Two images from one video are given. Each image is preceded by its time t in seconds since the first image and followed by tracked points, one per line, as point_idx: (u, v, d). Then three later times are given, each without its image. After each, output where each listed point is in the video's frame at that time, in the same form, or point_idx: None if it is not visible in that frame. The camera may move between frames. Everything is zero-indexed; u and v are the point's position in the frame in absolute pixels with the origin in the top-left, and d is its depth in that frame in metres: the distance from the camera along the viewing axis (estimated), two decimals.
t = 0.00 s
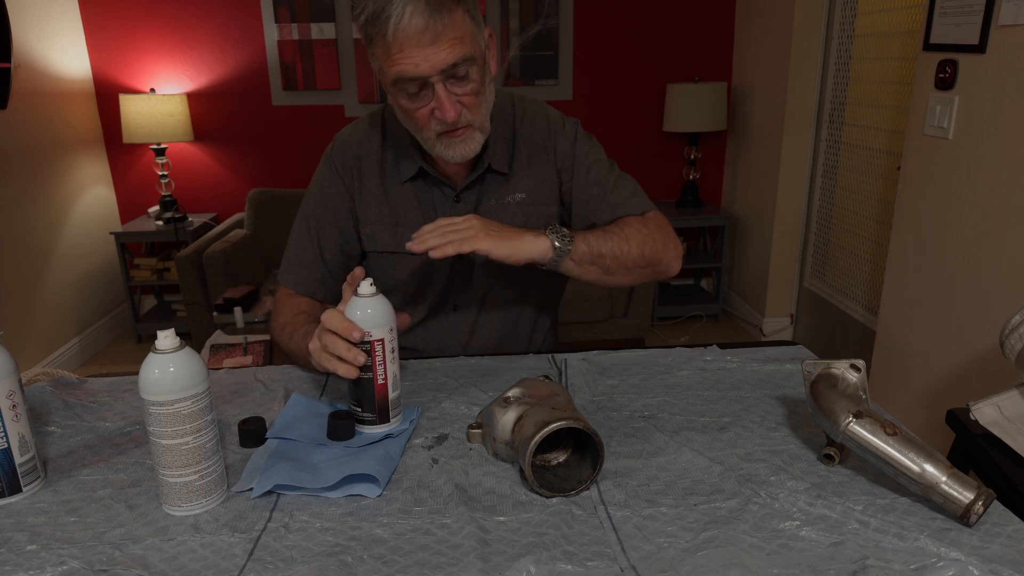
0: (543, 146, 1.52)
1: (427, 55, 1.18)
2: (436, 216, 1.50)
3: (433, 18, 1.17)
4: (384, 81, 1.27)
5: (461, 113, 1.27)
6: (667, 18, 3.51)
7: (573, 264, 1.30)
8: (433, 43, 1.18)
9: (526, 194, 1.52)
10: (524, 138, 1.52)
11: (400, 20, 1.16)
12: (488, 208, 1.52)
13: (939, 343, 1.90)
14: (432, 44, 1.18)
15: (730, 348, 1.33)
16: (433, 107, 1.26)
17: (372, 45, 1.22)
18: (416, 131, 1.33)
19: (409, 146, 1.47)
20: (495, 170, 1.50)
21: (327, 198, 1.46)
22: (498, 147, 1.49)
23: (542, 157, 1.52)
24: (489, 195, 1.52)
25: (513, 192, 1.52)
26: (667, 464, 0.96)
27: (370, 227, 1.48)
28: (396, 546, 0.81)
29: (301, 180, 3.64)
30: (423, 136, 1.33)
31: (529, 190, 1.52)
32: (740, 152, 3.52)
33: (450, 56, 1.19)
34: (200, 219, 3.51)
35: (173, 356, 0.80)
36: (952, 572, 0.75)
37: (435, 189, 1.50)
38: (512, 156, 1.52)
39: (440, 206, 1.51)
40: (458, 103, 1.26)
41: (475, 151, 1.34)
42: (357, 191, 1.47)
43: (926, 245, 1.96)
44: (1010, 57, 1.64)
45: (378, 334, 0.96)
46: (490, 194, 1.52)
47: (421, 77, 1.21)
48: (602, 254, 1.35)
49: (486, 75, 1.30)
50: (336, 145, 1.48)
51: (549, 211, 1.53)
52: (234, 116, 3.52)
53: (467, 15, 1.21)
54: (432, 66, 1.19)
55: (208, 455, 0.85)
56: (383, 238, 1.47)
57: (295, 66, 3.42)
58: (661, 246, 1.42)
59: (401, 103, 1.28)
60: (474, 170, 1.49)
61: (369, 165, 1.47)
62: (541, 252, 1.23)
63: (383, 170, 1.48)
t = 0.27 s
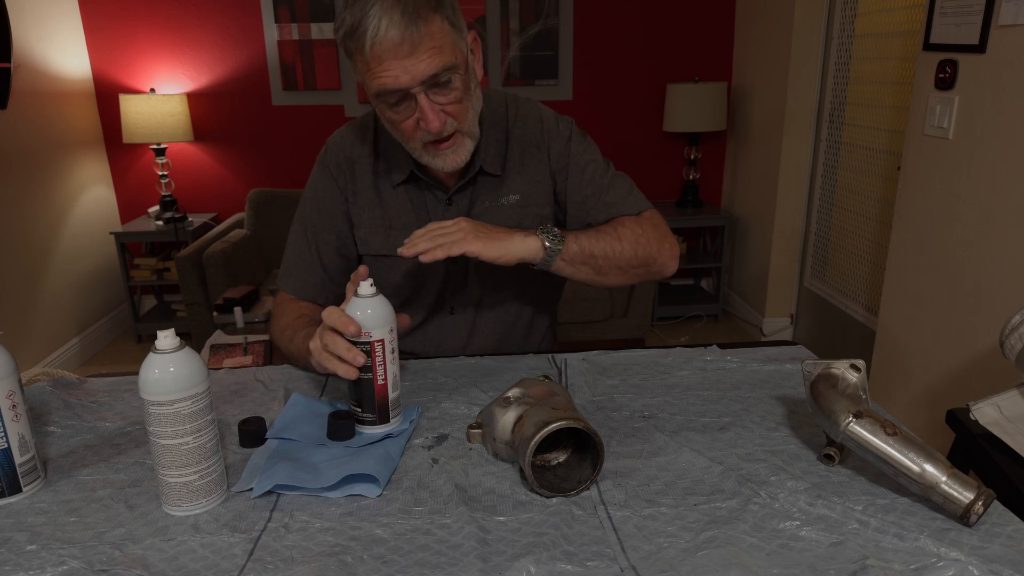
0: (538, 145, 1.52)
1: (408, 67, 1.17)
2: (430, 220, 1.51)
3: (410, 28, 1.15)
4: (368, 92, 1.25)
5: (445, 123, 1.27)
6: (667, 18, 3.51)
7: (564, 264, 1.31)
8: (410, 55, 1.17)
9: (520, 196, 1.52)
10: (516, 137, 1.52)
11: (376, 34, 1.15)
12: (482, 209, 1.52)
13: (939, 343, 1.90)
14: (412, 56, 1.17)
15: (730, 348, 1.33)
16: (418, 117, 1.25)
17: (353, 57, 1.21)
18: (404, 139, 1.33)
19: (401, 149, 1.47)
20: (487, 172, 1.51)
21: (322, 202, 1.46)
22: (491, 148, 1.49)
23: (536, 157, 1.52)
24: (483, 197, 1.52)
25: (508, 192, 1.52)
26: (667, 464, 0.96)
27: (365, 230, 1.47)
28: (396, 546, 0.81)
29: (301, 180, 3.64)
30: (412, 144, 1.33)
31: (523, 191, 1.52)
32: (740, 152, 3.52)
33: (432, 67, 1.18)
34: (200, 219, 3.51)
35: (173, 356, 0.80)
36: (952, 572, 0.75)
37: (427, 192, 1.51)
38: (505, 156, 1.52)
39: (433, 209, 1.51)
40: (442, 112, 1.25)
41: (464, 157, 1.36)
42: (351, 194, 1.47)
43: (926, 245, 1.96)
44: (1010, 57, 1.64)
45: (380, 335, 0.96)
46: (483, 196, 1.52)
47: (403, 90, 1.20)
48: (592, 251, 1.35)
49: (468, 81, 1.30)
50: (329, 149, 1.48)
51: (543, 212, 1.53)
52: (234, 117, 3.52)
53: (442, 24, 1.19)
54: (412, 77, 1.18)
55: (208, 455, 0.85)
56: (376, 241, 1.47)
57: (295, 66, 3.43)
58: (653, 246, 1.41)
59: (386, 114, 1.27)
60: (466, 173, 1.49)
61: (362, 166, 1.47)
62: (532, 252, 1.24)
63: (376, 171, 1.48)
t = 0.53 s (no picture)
0: (535, 144, 1.51)
1: (401, 68, 1.17)
2: (425, 221, 1.51)
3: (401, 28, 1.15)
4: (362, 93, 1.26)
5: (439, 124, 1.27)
6: (667, 18, 3.51)
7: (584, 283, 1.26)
8: (403, 55, 1.17)
9: (516, 196, 1.52)
10: (512, 135, 1.52)
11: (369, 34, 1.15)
12: (478, 208, 1.52)
13: (940, 343, 1.90)
14: (405, 56, 1.17)
15: (730, 348, 1.33)
16: (411, 118, 1.25)
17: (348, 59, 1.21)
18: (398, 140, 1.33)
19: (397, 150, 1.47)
20: (483, 173, 1.51)
21: (321, 202, 1.46)
22: (487, 149, 1.49)
23: (531, 156, 1.51)
24: (479, 198, 1.52)
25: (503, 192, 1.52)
26: (667, 464, 0.96)
27: (361, 231, 1.48)
28: (396, 546, 0.81)
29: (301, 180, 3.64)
30: (405, 145, 1.33)
31: (518, 191, 1.52)
32: (740, 152, 3.52)
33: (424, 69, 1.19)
34: (200, 219, 3.51)
35: (173, 356, 0.80)
36: (952, 572, 0.75)
37: (423, 193, 1.51)
38: (501, 156, 1.52)
39: (429, 210, 1.51)
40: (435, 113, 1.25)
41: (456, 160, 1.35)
42: (349, 193, 1.47)
43: (926, 245, 1.96)
44: (1010, 57, 1.64)
45: (380, 336, 0.96)
46: (478, 197, 1.52)
47: (395, 90, 1.20)
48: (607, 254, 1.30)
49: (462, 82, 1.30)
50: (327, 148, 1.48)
51: (539, 212, 1.53)
52: (234, 117, 3.52)
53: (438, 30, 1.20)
54: (405, 78, 1.18)
55: (208, 455, 0.85)
56: (372, 242, 1.48)
57: (295, 66, 3.42)
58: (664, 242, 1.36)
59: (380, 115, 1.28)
60: (462, 173, 1.49)
61: (360, 167, 1.47)
62: (556, 284, 1.21)
63: (373, 171, 1.48)
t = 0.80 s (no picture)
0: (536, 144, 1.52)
1: (409, 56, 1.18)
2: (427, 217, 1.50)
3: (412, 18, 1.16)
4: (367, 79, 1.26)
5: (442, 115, 1.27)
6: (666, 18, 3.51)
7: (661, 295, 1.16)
8: (413, 43, 1.17)
9: (514, 192, 1.52)
10: (513, 134, 1.52)
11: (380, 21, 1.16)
12: (478, 206, 1.51)
13: (940, 343, 1.90)
14: (414, 45, 1.17)
15: (730, 348, 1.33)
16: (416, 108, 1.26)
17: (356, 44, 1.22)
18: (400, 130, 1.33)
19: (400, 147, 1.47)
20: (483, 171, 1.51)
21: (322, 200, 1.46)
22: (488, 147, 1.49)
23: (530, 147, 1.52)
24: (479, 195, 1.52)
25: (502, 188, 1.52)
26: (667, 464, 0.96)
27: (362, 227, 1.47)
28: (396, 546, 0.81)
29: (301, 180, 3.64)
30: (407, 136, 1.32)
31: (517, 187, 1.52)
32: (740, 152, 3.52)
33: (432, 60, 1.19)
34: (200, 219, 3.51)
35: (173, 356, 0.80)
36: (952, 572, 0.75)
37: (424, 189, 1.50)
38: (500, 154, 1.52)
39: (430, 207, 1.50)
40: (440, 105, 1.26)
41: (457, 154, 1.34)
42: (351, 189, 1.47)
43: (926, 246, 1.96)
44: (1010, 57, 1.64)
45: (380, 335, 0.96)
46: (478, 194, 1.52)
47: (402, 79, 1.21)
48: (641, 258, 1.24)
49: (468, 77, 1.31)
50: (329, 146, 1.48)
51: (538, 209, 1.52)
52: (234, 117, 3.52)
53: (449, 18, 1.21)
54: (412, 67, 1.19)
55: (208, 455, 0.85)
56: (373, 238, 1.47)
57: (295, 66, 3.42)
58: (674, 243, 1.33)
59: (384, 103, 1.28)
60: (464, 170, 1.49)
61: (361, 164, 1.47)
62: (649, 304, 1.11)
63: (376, 167, 1.48)
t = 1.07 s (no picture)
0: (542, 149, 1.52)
1: (429, 18, 1.22)
2: (427, 216, 1.50)
3: None
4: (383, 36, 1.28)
5: (446, 86, 1.29)
6: (666, 18, 3.51)
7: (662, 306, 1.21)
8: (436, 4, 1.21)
9: (522, 197, 1.52)
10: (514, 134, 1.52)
11: None
12: (480, 207, 1.52)
13: (940, 343, 1.90)
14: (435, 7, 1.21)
15: (730, 348, 1.33)
16: (423, 71, 1.28)
17: None
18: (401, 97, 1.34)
19: (404, 142, 1.47)
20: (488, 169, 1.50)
21: (321, 197, 1.47)
22: (493, 146, 1.48)
23: (536, 155, 1.52)
24: (482, 193, 1.52)
25: (510, 194, 1.52)
26: (667, 464, 0.96)
27: (359, 224, 1.47)
28: (396, 546, 0.81)
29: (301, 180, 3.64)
30: (407, 104, 1.33)
31: (526, 194, 1.52)
32: (740, 151, 3.52)
33: (451, 26, 1.23)
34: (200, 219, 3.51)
35: (173, 356, 0.80)
36: (953, 572, 0.75)
37: (427, 185, 1.50)
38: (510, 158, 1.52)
39: (432, 205, 1.50)
40: (447, 74, 1.28)
41: (455, 134, 1.34)
42: (349, 186, 1.48)
43: (926, 246, 1.96)
44: (1010, 57, 1.64)
45: (379, 335, 0.96)
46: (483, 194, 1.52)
47: (418, 37, 1.23)
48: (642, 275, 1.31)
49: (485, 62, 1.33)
50: (328, 143, 1.48)
51: (544, 216, 1.52)
52: (234, 117, 3.52)
53: None
54: (429, 28, 1.22)
55: (208, 455, 0.85)
56: (371, 236, 1.47)
57: (295, 66, 3.43)
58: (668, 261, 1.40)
59: (394, 63, 1.29)
60: (468, 164, 1.49)
61: (362, 161, 1.48)
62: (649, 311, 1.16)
63: (375, 165, 1.49)
